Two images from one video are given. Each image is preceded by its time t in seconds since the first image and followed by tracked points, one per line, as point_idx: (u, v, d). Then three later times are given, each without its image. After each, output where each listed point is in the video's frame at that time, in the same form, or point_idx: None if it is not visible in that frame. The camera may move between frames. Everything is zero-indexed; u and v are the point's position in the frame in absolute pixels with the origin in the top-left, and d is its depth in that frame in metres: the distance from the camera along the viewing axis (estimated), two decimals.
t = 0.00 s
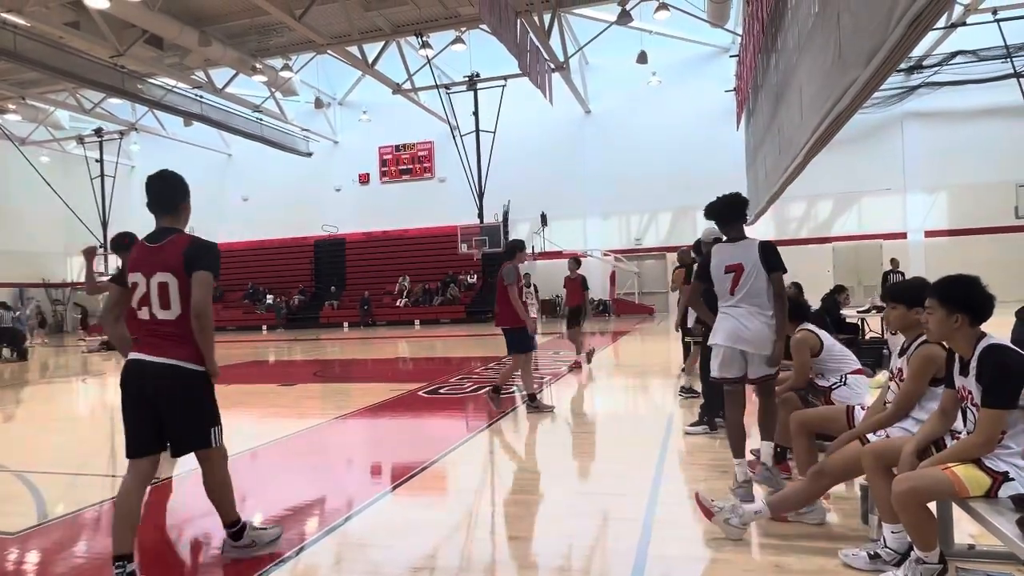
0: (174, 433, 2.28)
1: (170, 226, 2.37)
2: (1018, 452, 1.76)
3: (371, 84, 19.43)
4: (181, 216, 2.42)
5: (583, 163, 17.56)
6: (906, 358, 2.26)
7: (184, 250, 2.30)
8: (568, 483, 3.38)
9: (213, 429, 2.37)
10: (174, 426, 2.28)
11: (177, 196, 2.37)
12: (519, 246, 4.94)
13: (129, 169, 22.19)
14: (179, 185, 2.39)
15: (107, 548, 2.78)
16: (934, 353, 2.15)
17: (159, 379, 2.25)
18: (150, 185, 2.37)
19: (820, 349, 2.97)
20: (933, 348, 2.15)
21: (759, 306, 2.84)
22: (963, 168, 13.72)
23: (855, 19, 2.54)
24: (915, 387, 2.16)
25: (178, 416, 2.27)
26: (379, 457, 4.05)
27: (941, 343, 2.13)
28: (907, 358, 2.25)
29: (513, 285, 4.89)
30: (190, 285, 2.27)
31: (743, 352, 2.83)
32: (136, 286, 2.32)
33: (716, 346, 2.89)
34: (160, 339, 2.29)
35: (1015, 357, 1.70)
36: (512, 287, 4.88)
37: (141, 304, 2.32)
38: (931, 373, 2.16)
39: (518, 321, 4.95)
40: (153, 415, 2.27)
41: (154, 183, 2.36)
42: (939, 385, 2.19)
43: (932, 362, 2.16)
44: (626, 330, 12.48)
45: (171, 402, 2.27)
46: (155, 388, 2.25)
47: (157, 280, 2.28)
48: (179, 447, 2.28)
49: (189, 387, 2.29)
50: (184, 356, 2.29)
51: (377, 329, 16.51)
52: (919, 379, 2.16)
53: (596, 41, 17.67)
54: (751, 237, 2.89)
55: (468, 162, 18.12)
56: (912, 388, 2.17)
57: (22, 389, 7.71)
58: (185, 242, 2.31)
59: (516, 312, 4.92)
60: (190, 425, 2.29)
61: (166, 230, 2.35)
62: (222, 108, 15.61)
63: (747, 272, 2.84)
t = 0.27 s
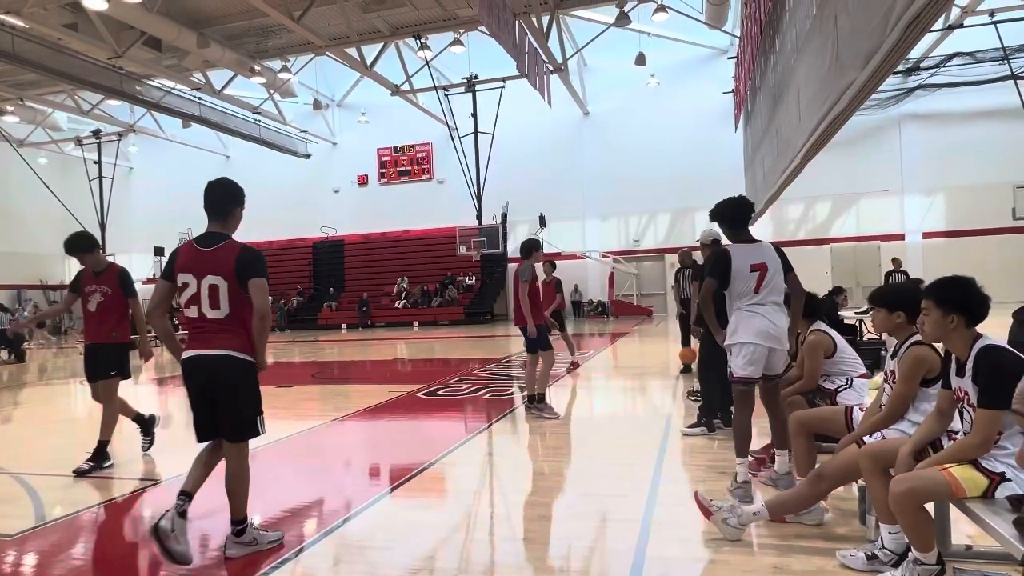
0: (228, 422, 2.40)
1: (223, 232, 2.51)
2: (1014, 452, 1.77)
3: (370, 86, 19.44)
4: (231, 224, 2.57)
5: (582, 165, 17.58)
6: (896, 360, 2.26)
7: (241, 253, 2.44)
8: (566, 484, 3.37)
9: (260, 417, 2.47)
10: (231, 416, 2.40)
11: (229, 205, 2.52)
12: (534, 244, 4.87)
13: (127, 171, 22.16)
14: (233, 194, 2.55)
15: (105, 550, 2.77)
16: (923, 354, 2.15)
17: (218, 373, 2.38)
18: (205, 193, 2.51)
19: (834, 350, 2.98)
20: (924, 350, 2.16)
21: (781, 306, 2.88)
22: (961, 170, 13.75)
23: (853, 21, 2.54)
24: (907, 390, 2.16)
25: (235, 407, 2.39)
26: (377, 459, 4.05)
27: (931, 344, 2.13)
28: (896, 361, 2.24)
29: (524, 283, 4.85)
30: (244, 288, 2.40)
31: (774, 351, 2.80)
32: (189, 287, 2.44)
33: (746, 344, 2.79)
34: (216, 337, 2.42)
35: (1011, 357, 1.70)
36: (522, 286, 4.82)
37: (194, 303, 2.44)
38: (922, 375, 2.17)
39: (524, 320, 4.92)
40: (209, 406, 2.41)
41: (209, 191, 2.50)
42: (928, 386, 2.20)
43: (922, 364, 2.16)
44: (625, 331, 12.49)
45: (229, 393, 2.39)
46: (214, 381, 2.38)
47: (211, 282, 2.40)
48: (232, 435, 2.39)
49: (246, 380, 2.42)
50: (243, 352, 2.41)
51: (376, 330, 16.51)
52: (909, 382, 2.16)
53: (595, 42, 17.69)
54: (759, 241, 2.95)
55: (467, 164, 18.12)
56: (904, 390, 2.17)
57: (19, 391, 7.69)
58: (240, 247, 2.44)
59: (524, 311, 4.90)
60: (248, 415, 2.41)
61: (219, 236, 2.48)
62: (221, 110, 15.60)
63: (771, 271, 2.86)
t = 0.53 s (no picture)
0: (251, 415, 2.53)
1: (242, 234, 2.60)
2: (1013, 452, 1.77)
3: (369, 87, 19.45)
4: (248, 226, 2.66)
5: (580, 166, 17.58)
6: (894, 362, 2.26)
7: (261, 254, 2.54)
8: (565, 485, 3.37)
9: (281, 414, 2.59)
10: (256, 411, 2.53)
11: (248, 208, 2.61)
12: (546, 246, 4.84)
13: (126, 172, 22.14)
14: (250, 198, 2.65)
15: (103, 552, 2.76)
16: (922, 354, 2.15)
17: (243, 371, 2.50)
18: (225, 198, 2.61)
19: (845, 346, 2.95)
20: (923, 350, 2.15)
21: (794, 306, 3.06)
22: (959, 171, 13.78)
23: (851, 22, 2.55)
24: (907, 390, 2.15)
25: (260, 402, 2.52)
26: (377, 460, 4.04)
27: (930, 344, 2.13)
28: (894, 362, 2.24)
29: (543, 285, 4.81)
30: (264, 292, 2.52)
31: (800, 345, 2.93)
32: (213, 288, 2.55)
33: (779, 340, 2.87)
34: (240, 336, 2.54)
35: (1009, 357, 1.70)
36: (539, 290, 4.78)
37: (219, 304, 2.54)
38: (921, 375, 2.16)
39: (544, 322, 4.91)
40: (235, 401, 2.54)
41: (226, 196, 2.61)
42: (928, 385, 2.20)
43: (921, 364, 2.16)
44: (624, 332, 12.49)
45: (255, 389, 2.52)
46: (240, 379, 2.51)
47: (234, 285, 2.50)
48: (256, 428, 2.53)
49: (270, 376, 2.55)
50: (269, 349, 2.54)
51: (375, 331, 16.51)
52: (909, 382, 2.15)
53: (594, 43, 17.69)
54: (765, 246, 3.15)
55: (466, 165, 18.12)
56: (904, 391, 2.16)
57: (16, 393, 7.67)
58: (259, 248, 2.54)
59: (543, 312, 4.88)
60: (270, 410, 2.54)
61: (237, 238, 2.58)
62: (219, 111, 15.59)
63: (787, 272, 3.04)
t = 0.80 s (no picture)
0: (267, 411, 2.66)
1: (250, 237, 2.71)
2: (1012, 453, 1.77)
3: (367, 88, 19.45)
4: (259, 229, 2.76)
5: (579, 166, 17.59)
6: (892, 363, 2.26)
7: (262, 255, 2.61)
8: (563, 486, 3.37)
9: (301, 409, 2.72)
10: (272, 407, 2.65)
11: (255, 211, 2.72)
12: (555, 245, 4.89)
13: (124, 173, 22.13)
14: (260, 203, 2.75)
15: (101, 554, 2.76)
16: (921, 354, 2.15)
17: (257, 369, 2.64)
18: (233, 203, 2.72)
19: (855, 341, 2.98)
20: (921, 350, 2.16)
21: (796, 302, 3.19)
22: (957, 171, 13.81)
23: (848, 22, 2.55)
24: (908, 390, 2.16)
25: (274, 399, 2.64)
26: (375, 461, 4.04)
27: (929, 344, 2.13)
28: (893, 363, 2.24)
29: (561, 285, 4.85)
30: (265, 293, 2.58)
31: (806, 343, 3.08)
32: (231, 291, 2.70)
33: (796, 340, 2.98)
34: (251, 336, 2.66)
35: (1008, 357, 1.71)
36: (559, 290, 4.81)
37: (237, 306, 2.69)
38: (922, 375, 2.17)
39: (557, 321, 4.96)
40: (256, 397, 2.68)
41: (236, 200, 2.70)
42: (929, 385, 2.20)
43: (921, 364, 2.16)
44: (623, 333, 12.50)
45: (267, 385, 2.64)
46: (255, 376, 2.65)
47: (245, 289, 2.62)
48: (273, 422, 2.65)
49: (284, 372, 2.66)
50: (275, 347, 2.63)
51: (373, 332, 16.50)
52: (910, 383, 2.16)
53: (592, 44, 17.70)
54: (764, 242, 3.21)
55: (464, 167, 18.12)
56: (907, 389, 2.17)
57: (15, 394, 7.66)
58: (260, 250, 2.61)
59: (557, 312, 4.92)
60: (286, 405, 2.66)
61: (244, 241, 2.68)
62: (217, 112, 15.58)
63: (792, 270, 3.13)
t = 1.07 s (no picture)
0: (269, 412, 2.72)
1: (267, 240, 2.74)
2: (1006, 452, 1.78)
3: (365, 89, 19.46)
4: (276, 232, 2.78)
5: (576, 167, 17.61)
6: (888, 364, 2.27)
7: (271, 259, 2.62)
8: (561, 487, 3.37)
9: (304, 413, 2.73)
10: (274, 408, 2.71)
11: (271, 216, 2.74)
12: (557, 245, 4.91)
13: (121, 174, 22.09)
14: (277, 205, 2.78)
15: (98, 556, 2.75)
16: (917, 355, 2.16)
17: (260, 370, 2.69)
18: (253, 207, 2.77)
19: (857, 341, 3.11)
20: (916, 350, 2.17)
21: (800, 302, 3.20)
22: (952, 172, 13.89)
23: (845, 24, 2.56)
24: (906, 390, 2.17)
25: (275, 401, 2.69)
26: (373, 462, 4.03)
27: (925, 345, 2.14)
28: (889, 364, 2.25)
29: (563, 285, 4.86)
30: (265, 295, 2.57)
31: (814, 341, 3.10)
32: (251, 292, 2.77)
33: (809, 341, 2.97)
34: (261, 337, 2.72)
35: (1004, 357, 1.71)
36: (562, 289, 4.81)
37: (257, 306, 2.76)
38: (919, 375, 2.18)
39: (560, 321, 4.94)
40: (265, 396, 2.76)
41: (255, 204, 2.75)
42: (926, 385, 2.21)
43: (918, 364, 2.17)
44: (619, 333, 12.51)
45: (270, 387, 2.68)
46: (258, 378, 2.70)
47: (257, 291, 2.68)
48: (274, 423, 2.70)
49: (285, 375, 2.67)
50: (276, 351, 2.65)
51: (371, 334, 16.47)
52: (906, 383, 2.17)
53: (589, 45, 17.73)
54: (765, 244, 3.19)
55: (462, 168, 18.13)
56: (903, 389, 2.18)
57: (12, 396, 7.64)
58: (268, 254, 2.62)
59: (560, 312, 4.91)
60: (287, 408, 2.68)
61: (259, 244, 2.71)
62: (215, 113, 15.55)
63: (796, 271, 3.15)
